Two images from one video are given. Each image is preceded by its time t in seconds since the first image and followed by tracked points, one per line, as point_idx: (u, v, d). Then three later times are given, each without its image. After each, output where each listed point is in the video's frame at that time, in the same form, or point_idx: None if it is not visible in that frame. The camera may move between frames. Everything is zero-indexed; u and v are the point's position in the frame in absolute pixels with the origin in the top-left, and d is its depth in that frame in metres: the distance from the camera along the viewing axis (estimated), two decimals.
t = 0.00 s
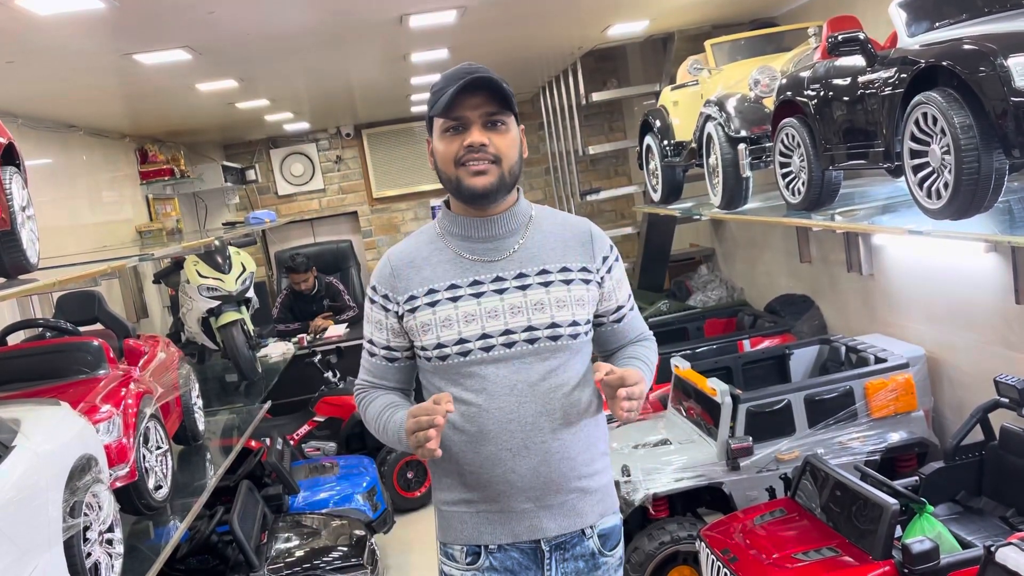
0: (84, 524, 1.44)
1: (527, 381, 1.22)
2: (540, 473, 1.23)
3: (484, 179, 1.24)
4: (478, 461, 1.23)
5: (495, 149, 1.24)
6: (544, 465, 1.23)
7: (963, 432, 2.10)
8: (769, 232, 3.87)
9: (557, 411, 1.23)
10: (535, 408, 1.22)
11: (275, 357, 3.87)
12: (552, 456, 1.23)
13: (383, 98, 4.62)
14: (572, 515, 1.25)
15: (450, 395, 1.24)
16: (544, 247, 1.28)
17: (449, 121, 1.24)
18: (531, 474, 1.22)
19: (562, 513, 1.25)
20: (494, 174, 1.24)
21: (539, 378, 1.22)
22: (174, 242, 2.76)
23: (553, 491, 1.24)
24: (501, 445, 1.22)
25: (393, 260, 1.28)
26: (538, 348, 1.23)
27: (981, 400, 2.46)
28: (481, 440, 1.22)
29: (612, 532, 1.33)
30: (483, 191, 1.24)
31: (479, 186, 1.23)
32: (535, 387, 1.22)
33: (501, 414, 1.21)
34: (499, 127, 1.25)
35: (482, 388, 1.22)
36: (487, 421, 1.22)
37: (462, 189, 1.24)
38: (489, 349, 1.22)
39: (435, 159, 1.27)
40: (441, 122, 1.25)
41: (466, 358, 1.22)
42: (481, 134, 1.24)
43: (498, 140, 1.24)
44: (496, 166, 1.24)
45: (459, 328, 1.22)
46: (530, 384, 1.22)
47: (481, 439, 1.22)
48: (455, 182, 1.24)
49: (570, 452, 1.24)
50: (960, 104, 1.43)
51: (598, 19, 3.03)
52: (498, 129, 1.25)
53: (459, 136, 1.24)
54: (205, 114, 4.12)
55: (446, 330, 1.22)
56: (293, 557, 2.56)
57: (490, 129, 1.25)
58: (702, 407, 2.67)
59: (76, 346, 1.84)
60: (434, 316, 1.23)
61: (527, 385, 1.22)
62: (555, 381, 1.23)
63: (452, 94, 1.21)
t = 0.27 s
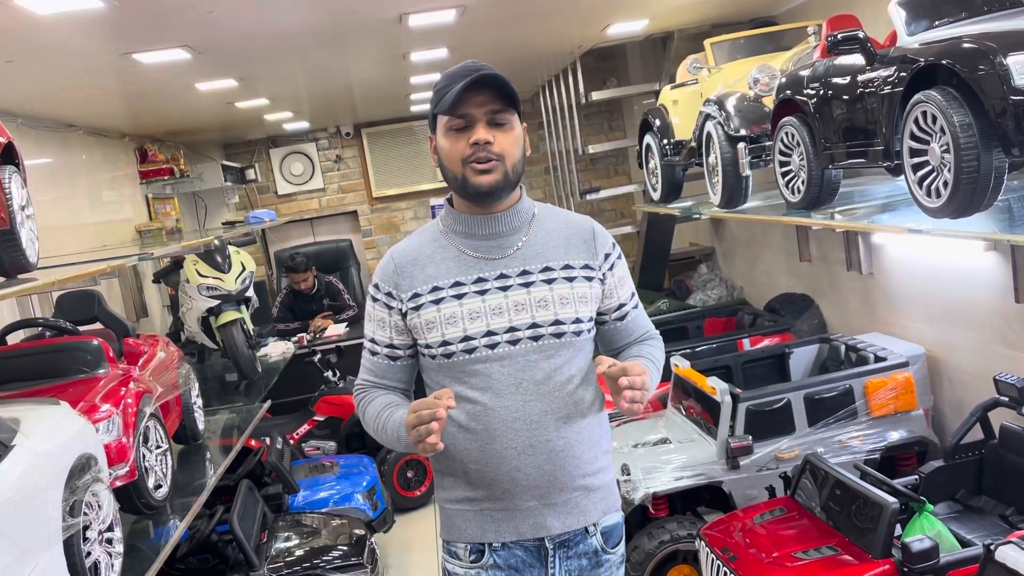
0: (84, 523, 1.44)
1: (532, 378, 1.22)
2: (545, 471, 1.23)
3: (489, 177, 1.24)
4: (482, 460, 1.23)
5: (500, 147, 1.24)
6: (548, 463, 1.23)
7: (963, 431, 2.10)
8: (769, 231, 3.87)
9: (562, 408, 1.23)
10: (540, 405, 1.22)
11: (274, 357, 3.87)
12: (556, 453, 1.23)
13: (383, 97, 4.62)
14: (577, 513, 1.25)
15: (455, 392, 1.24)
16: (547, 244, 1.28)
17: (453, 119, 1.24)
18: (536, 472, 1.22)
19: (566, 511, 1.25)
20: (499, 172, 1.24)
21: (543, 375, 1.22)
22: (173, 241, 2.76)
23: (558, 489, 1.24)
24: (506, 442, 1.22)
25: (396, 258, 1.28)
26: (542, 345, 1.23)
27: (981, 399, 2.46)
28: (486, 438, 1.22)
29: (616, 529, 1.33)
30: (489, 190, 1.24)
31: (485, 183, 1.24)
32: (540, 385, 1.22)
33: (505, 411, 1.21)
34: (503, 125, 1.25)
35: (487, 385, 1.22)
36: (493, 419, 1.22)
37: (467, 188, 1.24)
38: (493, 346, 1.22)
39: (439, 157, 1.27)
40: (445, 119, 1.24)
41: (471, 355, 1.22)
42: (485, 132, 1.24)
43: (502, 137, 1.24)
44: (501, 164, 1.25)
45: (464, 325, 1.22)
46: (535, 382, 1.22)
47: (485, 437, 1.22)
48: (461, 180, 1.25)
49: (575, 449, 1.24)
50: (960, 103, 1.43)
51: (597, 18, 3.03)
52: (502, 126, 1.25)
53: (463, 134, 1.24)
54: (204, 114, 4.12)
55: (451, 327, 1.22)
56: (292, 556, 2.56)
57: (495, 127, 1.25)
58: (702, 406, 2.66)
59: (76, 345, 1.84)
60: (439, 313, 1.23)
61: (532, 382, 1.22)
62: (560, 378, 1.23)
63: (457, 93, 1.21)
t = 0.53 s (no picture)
0: (84, 523, 1.44)
1: (532, 375, 1.22)
2: (546, 469, 1.23)
3: (487, 183, 1.24)
4: (483, 458, 1.23)
5: (497, 153, 1.24)
6: (549, 461, 1.23)
7: (962, 430, 2.10)
8: (768, 230, 3.87)
9: (563, 406, 1.23)
10: (541, 402, 1.22)
11: (274, 356, 3.87)
12: (557, 452, 1.23)
13: (382, 97, 4.62)
14: (578, 511, 1.25)
15: (456, 390, 1.24)
16: (546, 242, 1.28)
17: (452, 123, 1.24)
18: (537, 470, 1.23)
19: (567, 510, 1.25)
20: (496, 178, 1.25)
21: (544, 372, 1.23)
22: (173, 241, 2.76)
23: (559, 487, 1.24)
24: (507, 441, 1.22)
25: (396, 257, 1.29)
26: (542, 343, 1.23)
27: (981, 398, 2.46)
28: (487, 436, 1.23)
29: (617, 528, 1.33)
30: (485, 195, 1.25)
31: (481, 189, 1.24)
32: (540, 382, 1.22)
33: (506, 409, 1.22)
34: (503, 131, 1.25)
35: (487, 383, 1.22)
36: (493, 417, 1.22)
37: (464, 192, 1.25)
38: (494, 343, 1.22)
39: (438, 159, 1.27)
40: (445, 122, 1.24)
41: (472, 352, 1.22)
42: (484, 138, 1.24)
43: (500, 143, 1.24)
44: (499, 170, 1.25)
45: (464, 323, 1.22)
46: (535, 379, 1.22)
47: (486, 435, 1.23)
48: (458, 184, 1.25)
49: (576, 447, 1.24)
50: (959, 102, 1.43)
51: (596, 17, 3.03)
52: (501, 132, 1.25)
53: (462, 138, 1.25)
54: (204, 113, 4.12)
55: (451, 325, 1.23)
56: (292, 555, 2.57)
57: (494, 133, 1.25)
58: (702, 405, 2.66)
59: (76, 344, 1.85)
60: (439, 311, 1.23)
61: (532, 379, 1.22)
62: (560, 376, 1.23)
63: (457, 98, 1.21)
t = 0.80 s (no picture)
0: (84, 522, 1.45)
1: (530, 376, 1.22)
2: (544, 470, 1.23)
3: (487, 184, 1.24)
4: (481, 459, 1.23)
5: (498, 155, 1.24)
6: (547, 462, 1.23)
7: (962, 429, 2.10)
8: (768, 229, 3.87)
9: (561, 407, 1.23)
10: (539, 403, 1.22)
11: (274, 356, 3.87)
12: (555, 452, 1.23)
13: (382, 97, 4.62)
14: (575, 512, 1.26)
15: (454, 391, 1.24)
16: (545, 243, 1.28)
17: (452, 124, 1.24)
18: (535, 471, 1.23)
19: (565, 511, 1.25)
20: (497, 179, 1.25)
21: (542, 373, 1.23)
22: (173, 241, 2.76)
23: (557, 488, 1.24)
24: (505, 442, 1.22)
25: (395, 257, 1.29)
26: (540, 344, 1.23)
27: (980, 397, 2.46)
28: (485, 437, 1.23)
29: (614, 529, 1.33)
30: (486, 196, 1.25)
31: (482, 190, 1.24)
32: (538, 383, 1.22)
33: (504, 410, 1.22)
34: (503, 131, 1.25)
35: (485, 384, 1.22)
36: (491, 418, 1.22)
37: (465, 193, 1.25)
38: (492, 344, 1.22)
39: (438, 160, 1.27)
40: (446, 123, 1.25)
41: (470, 353, 1.23)
42: (485, 139, 1.24)
43: (501, 145, 1.25)
44: (499, 171, 1.25)
45: (463, 324, 1.23)
46: (534, 380, 1.22)
47: (484, 436, 1.23)
48: (458, 185, 1.25)
49: (574, 448, 1.24)
50: (957, 102, 1.43)
51: (596, 17, 3.03)
52: (501, 133, 1.25)
53: (462, 139, 1.25)
54: (204, 113, 4.12)
55: (450, 326, 1.23)
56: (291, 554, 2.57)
57: (494, 134, 1.25)
58: (702, 404, 2.66)
59: (76, 344, 1.85)
60: (438, 312, 1.23)
61: (530, 380, 1.22)
62: (558, 377, 1.23)
63: (458, 99, 1.21)
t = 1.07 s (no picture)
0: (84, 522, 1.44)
1: (529, 379, 1.22)
2: (543, 474, 1.23)
3: (486, 179, 1.24)
4: (480, 463, 1.23)
5: (497, 150, 1.24)
6: (547, 466, 1.23)
7: (962, 429, 2.10)
8: (768, 229, 3.87)
9: (560, 410, 1.23)
10: (537, 406, 1.22)
11: (274, 355, 3.87)
12: (554, 456, 1.23)
13: (382, 96, 4.62)
14: (575, 516, 1.26)
15: (452, 394, 1.24)
16: (544, 245, 1.28)
17: (450, 119, 1.24)
18: (534, 475, 1.23)
19: (564, 514, 1.25)
20: (496, 175, 1.24)
21: (540, 376, 1.22)
22: (173, 240, 2.76)
23: (556, 492, 1.24)
24: (504, 446, 1.22)
25: (393, 260, 1.29)
26: (539, 346, 1.23)
27: (980, 397, 2.46)
28: (483, 441, 1.23)
29: (614, 532, 1.33)
30: (485, 192, 1.24)
31: (480, 185, 1.24)
32: (537, 386, 1.22)
33: (503, 413, 1.22)
34: (501, 127, 1.25)
35: (484, 387, 1.22)
36: (490, 421, 1.22)
37: (463, 189, 1.24)
38: (490, 347, 1.22)
39: (436, 156, 1.27)
40: (443, 119, 1.24)
41: (468, 356, 1.22)
42: (483, 134, 1.24)
43: (500, 140, 1.24)
44: (498, 166, 1.24)
45: (461, 326, 1.22)
46: (532, 383, 1.22)
47: (483, 440, 1.23)
48: (457, 181, 1.25)
49: (572, 452, 1.24)
50: (958, 101, 1.43)
51: (596, 16, 3.03)
52: (500, 128, 1.25)
53: (460, 134, 1.24)
54: (204, 113, 4.12)
55: (448, 328, 1.23)
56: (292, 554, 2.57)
57: (492, 129, 1.24)
58: (702, 404, 2.66)
59: (76, 343, 1.85)
60: (436, 314, 1.23)
61: (529, 383, 1.22)
62: (557, 379, 1.23)
63: (455, 93, 1.20)
